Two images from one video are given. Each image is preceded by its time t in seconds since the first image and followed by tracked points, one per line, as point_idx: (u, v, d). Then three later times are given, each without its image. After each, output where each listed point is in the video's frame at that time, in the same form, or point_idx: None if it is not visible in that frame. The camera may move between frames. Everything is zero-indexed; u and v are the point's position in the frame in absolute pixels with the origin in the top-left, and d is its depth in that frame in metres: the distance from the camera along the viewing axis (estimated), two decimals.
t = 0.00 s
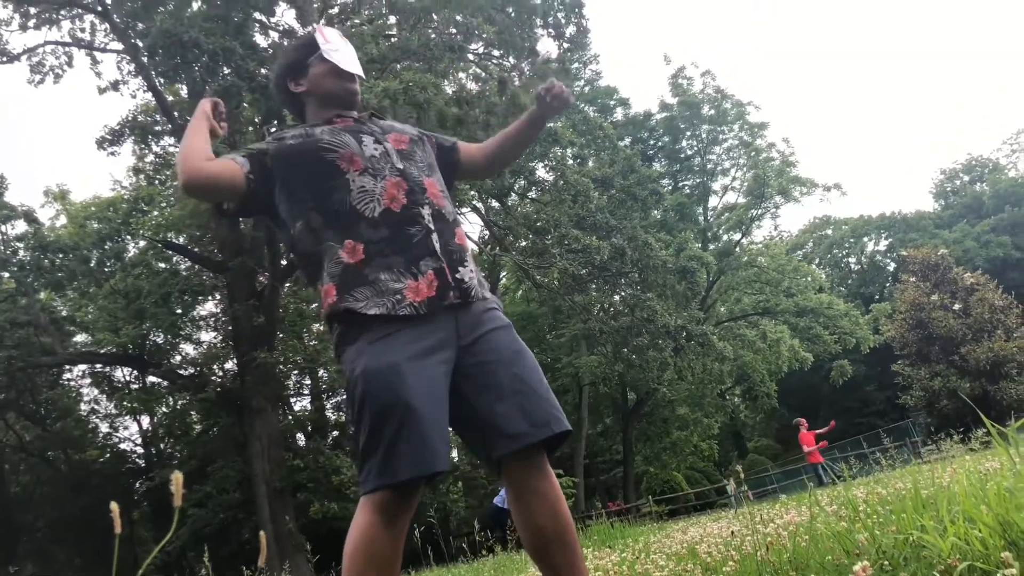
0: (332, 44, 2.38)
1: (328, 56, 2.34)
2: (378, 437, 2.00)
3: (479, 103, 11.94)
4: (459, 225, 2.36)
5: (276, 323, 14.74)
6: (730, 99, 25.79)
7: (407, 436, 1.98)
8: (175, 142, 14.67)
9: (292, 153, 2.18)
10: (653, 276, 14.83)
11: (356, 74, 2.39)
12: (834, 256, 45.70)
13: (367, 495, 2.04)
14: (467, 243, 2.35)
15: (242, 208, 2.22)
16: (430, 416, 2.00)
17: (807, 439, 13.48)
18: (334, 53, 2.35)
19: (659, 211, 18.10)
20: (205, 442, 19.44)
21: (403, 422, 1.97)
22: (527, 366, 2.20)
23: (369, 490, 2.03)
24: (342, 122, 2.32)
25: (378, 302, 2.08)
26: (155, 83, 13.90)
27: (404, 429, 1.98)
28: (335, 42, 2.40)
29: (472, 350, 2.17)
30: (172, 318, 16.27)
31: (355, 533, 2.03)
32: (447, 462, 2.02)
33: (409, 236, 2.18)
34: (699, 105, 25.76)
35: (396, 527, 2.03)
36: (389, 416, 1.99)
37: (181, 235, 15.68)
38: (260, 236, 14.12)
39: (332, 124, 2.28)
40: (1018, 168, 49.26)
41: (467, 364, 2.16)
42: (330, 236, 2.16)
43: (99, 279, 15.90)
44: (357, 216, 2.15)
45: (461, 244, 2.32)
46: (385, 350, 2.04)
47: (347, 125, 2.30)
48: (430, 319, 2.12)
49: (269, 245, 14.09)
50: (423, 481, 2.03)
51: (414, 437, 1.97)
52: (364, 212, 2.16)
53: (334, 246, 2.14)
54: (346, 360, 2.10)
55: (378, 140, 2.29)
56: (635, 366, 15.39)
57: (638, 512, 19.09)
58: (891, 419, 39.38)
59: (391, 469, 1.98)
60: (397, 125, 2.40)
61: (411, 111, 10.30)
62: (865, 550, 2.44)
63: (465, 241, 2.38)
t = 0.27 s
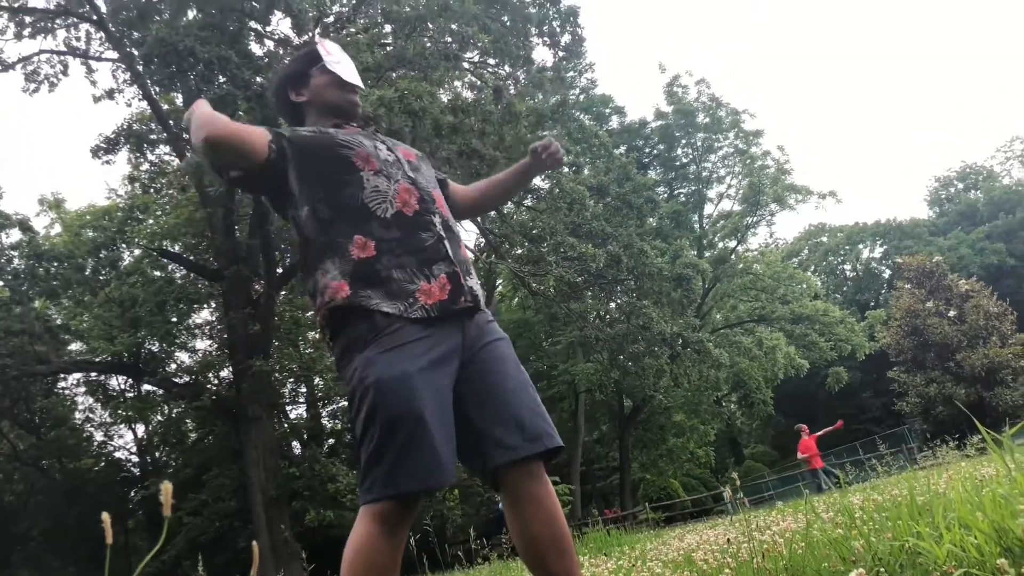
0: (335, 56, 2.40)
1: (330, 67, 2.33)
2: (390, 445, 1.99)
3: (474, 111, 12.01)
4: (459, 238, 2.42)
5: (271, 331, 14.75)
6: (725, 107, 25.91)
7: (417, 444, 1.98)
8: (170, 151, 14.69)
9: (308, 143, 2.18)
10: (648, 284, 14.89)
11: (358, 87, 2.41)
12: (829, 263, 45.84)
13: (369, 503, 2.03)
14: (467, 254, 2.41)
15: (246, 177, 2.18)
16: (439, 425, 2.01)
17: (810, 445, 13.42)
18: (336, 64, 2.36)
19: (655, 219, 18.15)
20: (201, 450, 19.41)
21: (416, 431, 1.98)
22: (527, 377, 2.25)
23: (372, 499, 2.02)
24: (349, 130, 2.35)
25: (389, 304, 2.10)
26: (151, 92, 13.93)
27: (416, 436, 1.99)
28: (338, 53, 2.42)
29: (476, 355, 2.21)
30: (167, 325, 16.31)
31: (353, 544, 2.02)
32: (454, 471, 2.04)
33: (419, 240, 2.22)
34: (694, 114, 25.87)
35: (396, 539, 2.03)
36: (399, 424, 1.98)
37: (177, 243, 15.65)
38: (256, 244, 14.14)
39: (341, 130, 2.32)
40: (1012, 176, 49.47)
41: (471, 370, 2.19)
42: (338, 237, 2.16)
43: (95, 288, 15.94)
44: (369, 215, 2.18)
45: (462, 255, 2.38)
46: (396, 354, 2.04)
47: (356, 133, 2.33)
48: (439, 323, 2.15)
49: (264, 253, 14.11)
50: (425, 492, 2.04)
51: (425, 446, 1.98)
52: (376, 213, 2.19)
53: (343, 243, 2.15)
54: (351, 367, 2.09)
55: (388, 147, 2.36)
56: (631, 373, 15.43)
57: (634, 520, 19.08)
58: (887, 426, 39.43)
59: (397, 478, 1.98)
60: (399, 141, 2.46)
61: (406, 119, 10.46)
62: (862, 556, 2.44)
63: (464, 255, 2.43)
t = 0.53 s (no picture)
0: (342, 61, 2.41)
1: (339, 71, 2.33)
2: (399, 445, 1.99)
3: (471, 112, 12.02)
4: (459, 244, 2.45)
5: (267, 332, 14.75)
6: (722, 109, 25.93)
7: (427, 445, 1.99)
8: (167, 152, 14.67)
9: (334, 134, 2.19)
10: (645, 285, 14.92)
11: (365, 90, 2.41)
12: (826, 264, 45.88)
13: (373, 503, 2.02)
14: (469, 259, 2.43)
15: (277, 137, 2.13)
16: (448, 427, 2.02)
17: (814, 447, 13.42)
18: (344, 69, 2.37)
19: (652, 220, 18.17)
20: (198, 452, 19.39)
21: (427, 429, 1.99)
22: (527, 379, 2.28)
23: (378, 500, 2.01)
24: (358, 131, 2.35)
25: (400, 303, 2.11)
26: (148, 93, 13.92)
27: (426, 437, 1.99)
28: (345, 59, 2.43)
29: (478, 357, 2.23)
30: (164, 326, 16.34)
31: (356, 548, 2.00)
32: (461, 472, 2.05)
33: (430, 240, 2.23)
34: (691, 115, 25.89)
35: (400, 541, 2.02)
36: (409, 425, 1.99)
37: (174, 244, 15.64)
38: (253, 245, 14.15)
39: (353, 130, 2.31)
40: (1008, 177, 49.57)
41: (475, 371, 2.20)
42: (349, 236, 2.16)
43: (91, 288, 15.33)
44: (383, 212, 2.19)
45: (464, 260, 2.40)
46: (407, 355, 2.04)
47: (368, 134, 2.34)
48: (448, 325, 2.17)
49: (261, 254, 14.12)
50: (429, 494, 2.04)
51: (434, 448, 1.99)
52: (390, 212, 2.20)
53: (354, 240, 2.15)
54: (359, 366, 2.08)
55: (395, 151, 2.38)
56: (629, 374, 15.44)
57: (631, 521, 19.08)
58: (884, 427, 39.48)
59: (405, 479, 1.99)
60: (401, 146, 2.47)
61: (403, 119, 10.49)
62: (858, 558, 2.44)
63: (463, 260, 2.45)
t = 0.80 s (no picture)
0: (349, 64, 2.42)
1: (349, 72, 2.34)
2: (400, 445, 1.99)
3: (469, 110, 12.02)
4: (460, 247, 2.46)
5: (265, 330, 14.74)
6: (721, 108, 25.92)
7: (427, 444, 1.99)
8: (165, 150, 14.63)
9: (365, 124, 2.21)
10: (644, 284, 14.92)
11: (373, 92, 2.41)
12: (825, 263, 45.90)
13: (373, 503, 2.02)
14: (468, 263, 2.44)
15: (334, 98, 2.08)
16: (448, 426, 2.02)
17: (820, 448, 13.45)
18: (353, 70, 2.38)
19: (650, 219, 18.16)
20: (196, 450, 19.37)
21: (427, 429, 1.99)
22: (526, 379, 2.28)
23: (378, 499, 2.01)
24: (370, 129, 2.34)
25: (401, 302, 2.11)
26: (146, 91, 13.89)
27: (426, 437, 1.99)
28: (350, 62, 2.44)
29: (477, 356, 2.23)
30: (162, 324, 16.32)
31: (353, 548, 2.00)
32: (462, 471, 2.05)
33: (433, 239, 2.24)
34: (690, 114, 25.88)
35: (398, 541, 2.01)
36: (410, 425, 1.98)
37: (173, 243, 15.64)
38: (252, 243, 14.12)
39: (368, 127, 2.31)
40: (1006, 177, 49.62)
41: (473, 370, 2.21)
42: (351, 235, 2.17)
43: (88, 286, 15.65)
44: (389, 209, 2.20)
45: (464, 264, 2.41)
46: (408, 353, 2.04)
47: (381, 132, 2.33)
48: (448, 324, 2.17)
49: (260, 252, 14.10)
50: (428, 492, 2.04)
51: (433, 447, 1.99)
52: (396, 210, 2.21)
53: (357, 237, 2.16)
54: (361, 365, 2.07)
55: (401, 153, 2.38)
56: (627, 372, 15.46)
57: (629, 519, 19.10)
58: (881, 426, 39.53)
59: (404, 479, 1.98)
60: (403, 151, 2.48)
61: (402, 118, 10.46)
62: (854, 556, 2.44)
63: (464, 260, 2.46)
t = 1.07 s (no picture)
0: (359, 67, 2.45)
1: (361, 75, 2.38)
2: (404, 441, 1.99)
3: (469, 107, 11.99)
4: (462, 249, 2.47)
5: (265, 327, 14.74)
6: (721, 106, 25.91)
7: (431, 442, 1.98)
8: (165, 146, 14.62)
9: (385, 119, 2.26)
10: (644, 281, 14.91)
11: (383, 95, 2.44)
12: (824, 261, 45.91)
13: (376, 500, 2.02)
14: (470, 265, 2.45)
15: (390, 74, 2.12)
16: (452, 424, 2.02)
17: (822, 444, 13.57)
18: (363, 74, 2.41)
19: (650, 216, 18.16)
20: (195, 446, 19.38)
21: (432, 425, 1.99)
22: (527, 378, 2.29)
23: (381, 497, 2.01)
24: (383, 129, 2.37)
25: (407, 297, 2.12)
26: (145, 87, 13.88)
27: (430, 435, 1.98)
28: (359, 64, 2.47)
29: (479, 355, 2.24)
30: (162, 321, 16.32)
31: (355, 545, 1.99)
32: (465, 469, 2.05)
33: (438, 237, 2.24)
34: (690, 111, 25.90)
35: (399, 537, 2.01)
36: (414, 422, 1.98)
37: (172, 239, 15.63)
38: (251, 240, 14.11)
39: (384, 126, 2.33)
40: (1006, 175, 49.61)
41: (475, 368, 2.20)
42: (357, 231, 2.18)
43: (88, 282, 15.96)
44: (397, 204, 2.20)
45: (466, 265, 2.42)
46: (413, 351, 2.05)
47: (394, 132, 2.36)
48: (452, 322, 2.18)
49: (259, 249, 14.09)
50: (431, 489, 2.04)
51: (437, 446, 1.99)
52: (402, 206, 2.21)
53: (363, 232, 2.17)
54: (367, 361, 2.08)
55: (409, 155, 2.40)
56: (626, 370, 15.48)
57: (628, 517, 19.11)
58: (881, 424, 39.57)
59: (407, 476, 1.98)
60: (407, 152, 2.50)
61: (402, 115, 10.45)
62: (852, 554, 2.44)
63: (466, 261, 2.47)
